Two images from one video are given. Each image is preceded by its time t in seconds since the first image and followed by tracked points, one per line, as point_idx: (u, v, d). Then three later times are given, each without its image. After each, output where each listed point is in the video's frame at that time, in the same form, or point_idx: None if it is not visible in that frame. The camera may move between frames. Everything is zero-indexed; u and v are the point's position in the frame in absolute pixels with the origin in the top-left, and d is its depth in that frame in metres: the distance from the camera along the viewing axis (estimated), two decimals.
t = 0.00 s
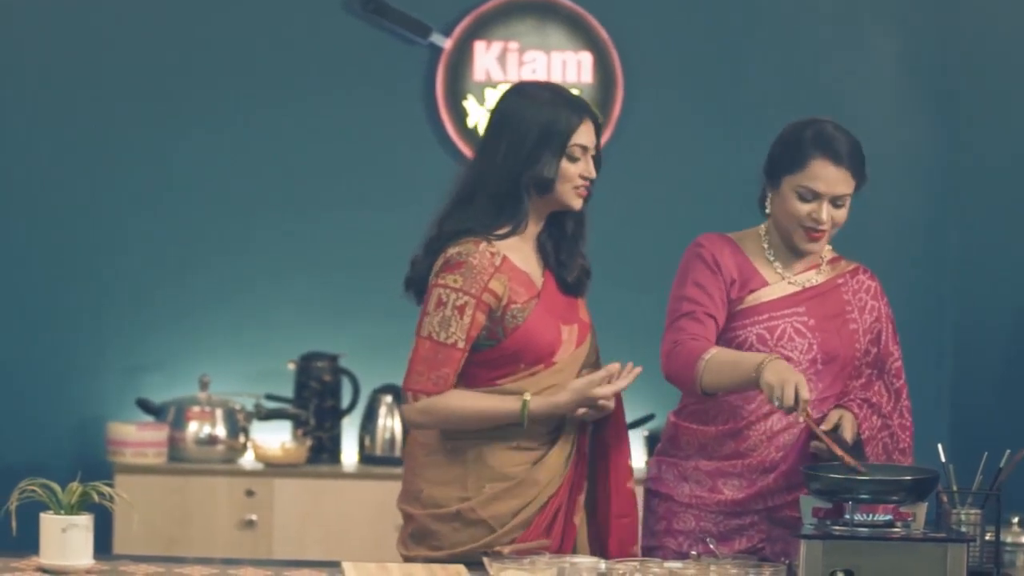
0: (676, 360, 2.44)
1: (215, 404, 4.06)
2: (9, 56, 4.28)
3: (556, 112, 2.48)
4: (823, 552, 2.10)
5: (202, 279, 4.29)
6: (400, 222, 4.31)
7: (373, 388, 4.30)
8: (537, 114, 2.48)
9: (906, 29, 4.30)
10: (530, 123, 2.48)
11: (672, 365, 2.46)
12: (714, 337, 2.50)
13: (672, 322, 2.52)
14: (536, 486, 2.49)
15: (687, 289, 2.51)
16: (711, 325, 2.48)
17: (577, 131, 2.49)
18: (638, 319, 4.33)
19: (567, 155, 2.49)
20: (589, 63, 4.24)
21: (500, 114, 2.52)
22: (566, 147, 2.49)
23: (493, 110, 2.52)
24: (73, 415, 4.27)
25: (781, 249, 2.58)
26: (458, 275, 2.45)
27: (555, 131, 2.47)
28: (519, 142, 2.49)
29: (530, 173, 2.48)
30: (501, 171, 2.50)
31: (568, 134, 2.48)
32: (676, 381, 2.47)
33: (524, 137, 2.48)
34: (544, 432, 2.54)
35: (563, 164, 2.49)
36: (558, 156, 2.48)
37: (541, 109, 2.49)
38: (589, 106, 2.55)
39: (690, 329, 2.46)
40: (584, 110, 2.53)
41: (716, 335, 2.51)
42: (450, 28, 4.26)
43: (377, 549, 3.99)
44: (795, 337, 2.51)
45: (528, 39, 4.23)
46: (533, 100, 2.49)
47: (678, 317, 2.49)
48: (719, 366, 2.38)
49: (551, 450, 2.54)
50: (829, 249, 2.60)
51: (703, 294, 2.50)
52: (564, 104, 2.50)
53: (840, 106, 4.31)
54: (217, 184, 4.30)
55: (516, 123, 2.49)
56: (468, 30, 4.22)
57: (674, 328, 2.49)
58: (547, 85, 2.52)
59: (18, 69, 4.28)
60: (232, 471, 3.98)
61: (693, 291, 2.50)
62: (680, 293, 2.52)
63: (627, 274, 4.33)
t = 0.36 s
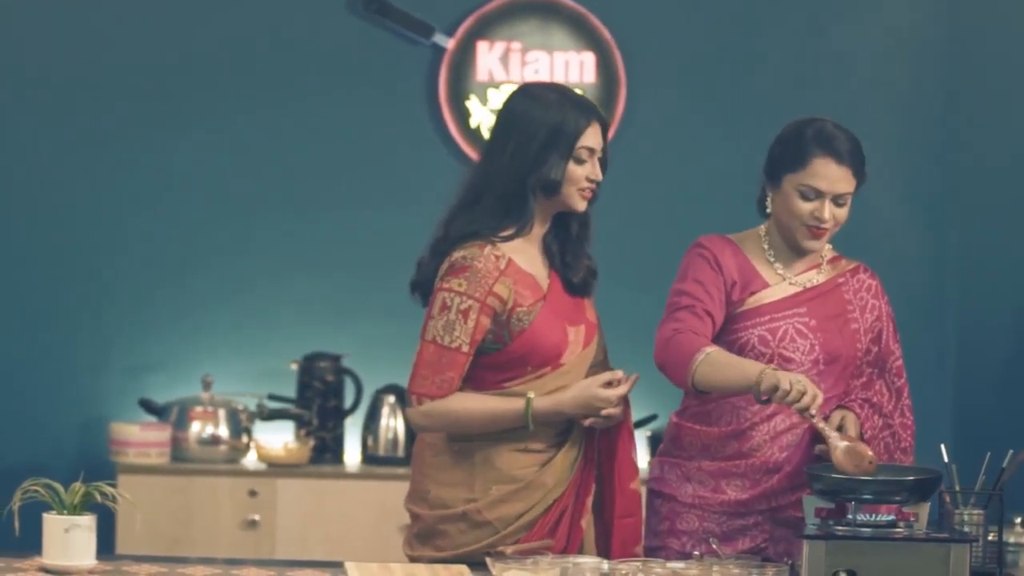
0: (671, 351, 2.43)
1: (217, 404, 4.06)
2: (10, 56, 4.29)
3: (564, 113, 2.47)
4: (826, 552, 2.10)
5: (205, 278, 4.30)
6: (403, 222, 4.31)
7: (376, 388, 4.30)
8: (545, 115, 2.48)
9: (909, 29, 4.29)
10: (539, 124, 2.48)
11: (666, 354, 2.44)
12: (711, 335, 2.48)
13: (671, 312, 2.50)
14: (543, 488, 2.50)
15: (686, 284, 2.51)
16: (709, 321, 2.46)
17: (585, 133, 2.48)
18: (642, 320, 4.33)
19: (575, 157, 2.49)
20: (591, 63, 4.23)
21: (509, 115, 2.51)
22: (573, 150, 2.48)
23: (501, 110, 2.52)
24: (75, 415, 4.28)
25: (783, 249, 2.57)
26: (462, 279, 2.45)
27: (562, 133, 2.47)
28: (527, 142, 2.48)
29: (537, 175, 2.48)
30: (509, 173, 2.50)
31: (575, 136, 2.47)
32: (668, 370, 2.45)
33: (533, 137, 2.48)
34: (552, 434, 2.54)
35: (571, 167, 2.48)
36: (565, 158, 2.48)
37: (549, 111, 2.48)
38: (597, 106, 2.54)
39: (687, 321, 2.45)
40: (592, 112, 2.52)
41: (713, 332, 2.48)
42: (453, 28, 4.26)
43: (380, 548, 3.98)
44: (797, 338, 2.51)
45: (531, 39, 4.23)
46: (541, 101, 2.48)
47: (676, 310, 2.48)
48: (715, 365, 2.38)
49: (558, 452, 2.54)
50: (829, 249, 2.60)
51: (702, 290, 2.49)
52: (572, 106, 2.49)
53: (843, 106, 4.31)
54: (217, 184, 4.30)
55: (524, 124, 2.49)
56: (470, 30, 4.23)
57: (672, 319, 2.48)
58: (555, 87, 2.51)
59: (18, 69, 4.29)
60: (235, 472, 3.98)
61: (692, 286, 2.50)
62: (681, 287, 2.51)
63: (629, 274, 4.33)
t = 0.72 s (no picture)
0: (659, 351, 2.45)
1: (221, 404, 4.06)
2: (9, 56, 4.29)
3: (570, 116, 2.47)
4: (830, 552, 2.09)
5: (209, 278, 4.30)
6: (406, 222, 4.31)
7: (380, 389, 4.30)
8: (550, 117, 2.47)
9: (912, 28, 4.29)
10: (545, 125, 2.47)
11: (653, 353, 2.45)
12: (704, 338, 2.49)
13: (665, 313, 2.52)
14: (546, 489, 2.49)
15: (683, 285, 2.52)
16: (701, 324, 2.47)
17: (590, 136, 2.48)
18: (645, 320, 4.33)
19: (579, 160, 2.48)
20: (595, 63, 4.23)
21: (515, 116, 2.51)
22: (578, 153, 2.47)
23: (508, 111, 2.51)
24: (79, 415, 4.28)
25: (790, 247, 2.56)
26: (462, 281, 2.45)
27: (568, 135, 2.46)
28: (533, 143, 2.48)
29: (542, 178, 2.47)
30: (514, 174, 2.50)
31: (581, 140, 2.46)
32: (655, 371, 2.47)
33: (539, 138, 2.47)
34: (554, 435, 2.53)
35: (575, 170, 2.48)
36: (570, 161, 2.47)
37: (555, 113, 2.47)
38: (604, 110, 2.53)
39: (677, 322, 2.46)
40: (598, 115, 2.51)
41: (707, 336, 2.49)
42: (457, 28, 4.26)
43: (384, 548, 3.99)
44: (803, 339, 2.51)
45: (534, 39, 4.23)
46: (547, 103, 2.48)
47: (669, 311, 2.50)
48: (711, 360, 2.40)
49: (561, 453, 2.53)
50: (836, 249, 2.59)
51: (697, 292, 2.49)
52: (577, 109, 2.48)
53: (847, 106, 4.31)
54: (217, 184, 4.30)
55: (530, 125, 2.48)
56: (474, 30, 4.22)
57: (664, 321, 2.50)
58: (562, 89, 2.50)
59: (18, 70, 4.29)
60: (239, 472, 3.98)
61: (688, 288, 2.50)
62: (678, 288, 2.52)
63: (632, 274, 4.33)
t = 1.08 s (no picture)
0: (696, 367, 2.45)
1: (223, 405, 4.06)
2: (10, 56, 4.28)
3: (574, 118, 2.47)
4: (831, 553, 2.09)
5: (210, 279, 4.30)
6: (408, 223, 4.31)
7: (382, 389, 4.30)
8: (555, 119, 2.47)
9: (914, 28, 4.28)
10: (550, 126, 2.47)
11: (690, 371, 2.46)
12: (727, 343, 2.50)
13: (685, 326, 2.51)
14: (549, 491, 2.49)
15: (699, 293, 2.51)
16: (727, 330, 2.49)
17: (594, 140, 2.48)
18: (647, 320, 4.33)
19: (583, 163, 2.48)
20: (597, 64, 4.23)
21: (519, 118, 2.51)
22: (582, 157, 2.48)
23: (512, 112, 2.52)
24: (80, 415, 4.28)
25: (789, 249, 2.57)
26: (467, 283, 2.45)
27: (572, 138, 2.46)
28: (537, 145, 2.48)
29: (545, 180, 2.47)
30: (517, 175, 2.50)
31: (585, 142, 2.47)
32: (692, 387, 2.47)
33: (543, 139, 2.47)
34: (558, 438, 2.54)
35: (579, 172, 2.48)
36: (574, 164, 2.48)
37: (559, 116, 2.47)
38: (609, 113, 2.53)
39: (706, 335, 2.46)
40: (603, 118, 2.51)
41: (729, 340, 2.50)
42: (459, 29, 4.26)
43: (386, 549, 3.99)
44: (805, 339, 2.51)
45: (536, 39, 4.23)
46: (552, 105, 2.48)
47: (692, 323, 2.50)
48: (743, 380, 2.40)
49: (565, 456, 2.54)
50: (837, 249, 2.59)
51: (717, 300, 2.50)
52: (582, 112, 2.48)
53: (849, 107, 4.30)
54: (217, 184, 4.30)
55: (535, 127, 2.48)
56: (476, 31, 4.22)
57: (689, 335, 2.49)
58: (568, 91, 2.51)
59: (18, 69, 4.29)
60: (240, 473, 3.98)
61: (706, 297, 2.50)
62: (694, 297, 2.51)
63: (634, 274, 4.33)
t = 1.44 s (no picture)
0: (687, 378, 2.45)
1: (224, 406, 4.06)
2: (10, 56, 4.28)
3: (575, 118, 2.47)
4: (832, 554, 2.09)
5: (211, 280, 4.30)
6: (409, 224, 4.31)
7: (383, 390, 4.30)
8: (555, 120, 2.47)
9: (915, 29, 4.28)
10: (550, 127, 2.47)
11: (682, 382, 2.46)
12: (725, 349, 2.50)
13: (682, 334, 2.51)
14: (550, 493, 2.49)
15: (694, 300, 2.51)
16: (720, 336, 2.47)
17: (594, 141, 2.48)
18: (648, 320, 4.33)
19: (582, 164, 2.48)
20: (597, 65, 4.23)
21: (520, 118, 2.51)
22: (581, 157, 2.48)
23: (513, 112, 2.52)
24: (81, 416, 4.28)
25: (793, 251, 2.57)
26: (466, 283, 2.45)
27: (572, 138, 2.46)
28: (537, 146, 2.48)
29: (545, 181, 2.47)
30: (517, 176, 2.50)
31: (585, 143, 2.47)
32: (685, 397, 2.48)
33: (544, 140, 2.47)
34: (558, 439, 2.53)
35: (579, 173, 2.48)
36: (573, 164, 2.47)
37: (559, 116, 2.47)
38: (609, 113, 2.53)
39: (698, 345, 2.46)
40: (603, 118, 2.51)
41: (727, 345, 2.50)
42: (459, 30, 4.26)
43: (387, 550, 3.99)
44: (809, 340, 2.51)
45: (537, 40, 4.23)
46: (552, 106, 2.48)
47: (687, 332, 2.50)
48: (727, 381, 2.39)
49: (565, 457, 2.54)
50: (839, 251, 2.59)
51: (713, 308, 2.50)
52: (582, 112, 2.48)
53: (850, 107, 4.30)
54: (217, 185, 4.30)
55: (535, 127, 2.48)
56: (477, 31, 4.22)
57: (682, 345, 2.49)
58: (568, 91, 2.51)
59: (18, 69, 4.29)
60: (241, 474, 3.98)
61: (701, 303, 2.50)
62: (689, 304, 2.52)
63: (635, 275, 4.32)
